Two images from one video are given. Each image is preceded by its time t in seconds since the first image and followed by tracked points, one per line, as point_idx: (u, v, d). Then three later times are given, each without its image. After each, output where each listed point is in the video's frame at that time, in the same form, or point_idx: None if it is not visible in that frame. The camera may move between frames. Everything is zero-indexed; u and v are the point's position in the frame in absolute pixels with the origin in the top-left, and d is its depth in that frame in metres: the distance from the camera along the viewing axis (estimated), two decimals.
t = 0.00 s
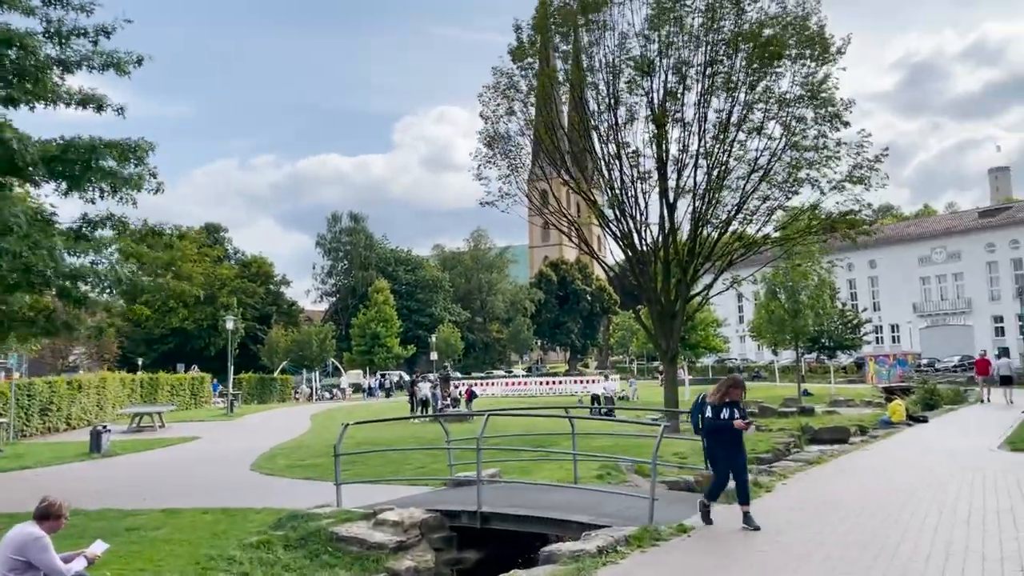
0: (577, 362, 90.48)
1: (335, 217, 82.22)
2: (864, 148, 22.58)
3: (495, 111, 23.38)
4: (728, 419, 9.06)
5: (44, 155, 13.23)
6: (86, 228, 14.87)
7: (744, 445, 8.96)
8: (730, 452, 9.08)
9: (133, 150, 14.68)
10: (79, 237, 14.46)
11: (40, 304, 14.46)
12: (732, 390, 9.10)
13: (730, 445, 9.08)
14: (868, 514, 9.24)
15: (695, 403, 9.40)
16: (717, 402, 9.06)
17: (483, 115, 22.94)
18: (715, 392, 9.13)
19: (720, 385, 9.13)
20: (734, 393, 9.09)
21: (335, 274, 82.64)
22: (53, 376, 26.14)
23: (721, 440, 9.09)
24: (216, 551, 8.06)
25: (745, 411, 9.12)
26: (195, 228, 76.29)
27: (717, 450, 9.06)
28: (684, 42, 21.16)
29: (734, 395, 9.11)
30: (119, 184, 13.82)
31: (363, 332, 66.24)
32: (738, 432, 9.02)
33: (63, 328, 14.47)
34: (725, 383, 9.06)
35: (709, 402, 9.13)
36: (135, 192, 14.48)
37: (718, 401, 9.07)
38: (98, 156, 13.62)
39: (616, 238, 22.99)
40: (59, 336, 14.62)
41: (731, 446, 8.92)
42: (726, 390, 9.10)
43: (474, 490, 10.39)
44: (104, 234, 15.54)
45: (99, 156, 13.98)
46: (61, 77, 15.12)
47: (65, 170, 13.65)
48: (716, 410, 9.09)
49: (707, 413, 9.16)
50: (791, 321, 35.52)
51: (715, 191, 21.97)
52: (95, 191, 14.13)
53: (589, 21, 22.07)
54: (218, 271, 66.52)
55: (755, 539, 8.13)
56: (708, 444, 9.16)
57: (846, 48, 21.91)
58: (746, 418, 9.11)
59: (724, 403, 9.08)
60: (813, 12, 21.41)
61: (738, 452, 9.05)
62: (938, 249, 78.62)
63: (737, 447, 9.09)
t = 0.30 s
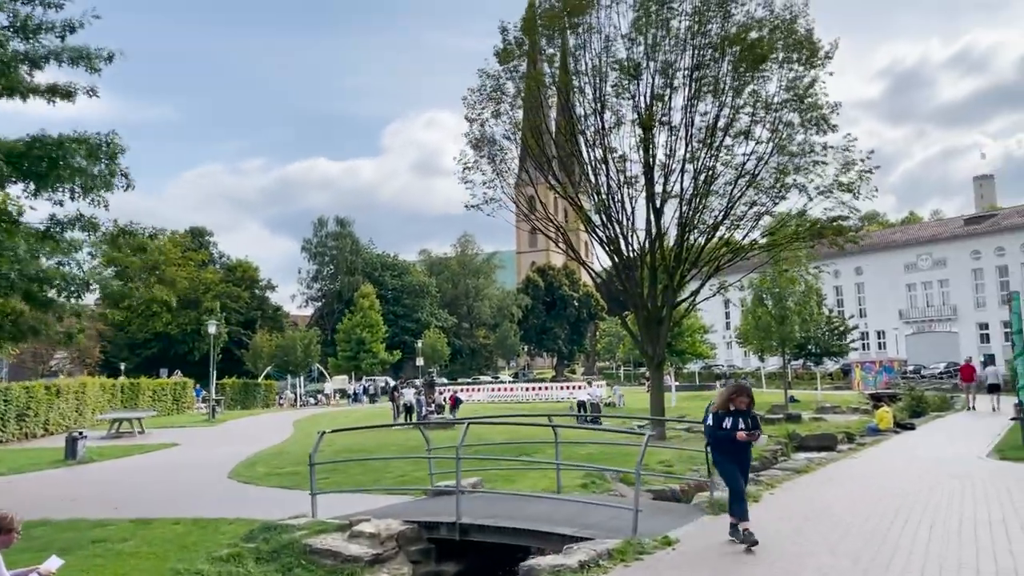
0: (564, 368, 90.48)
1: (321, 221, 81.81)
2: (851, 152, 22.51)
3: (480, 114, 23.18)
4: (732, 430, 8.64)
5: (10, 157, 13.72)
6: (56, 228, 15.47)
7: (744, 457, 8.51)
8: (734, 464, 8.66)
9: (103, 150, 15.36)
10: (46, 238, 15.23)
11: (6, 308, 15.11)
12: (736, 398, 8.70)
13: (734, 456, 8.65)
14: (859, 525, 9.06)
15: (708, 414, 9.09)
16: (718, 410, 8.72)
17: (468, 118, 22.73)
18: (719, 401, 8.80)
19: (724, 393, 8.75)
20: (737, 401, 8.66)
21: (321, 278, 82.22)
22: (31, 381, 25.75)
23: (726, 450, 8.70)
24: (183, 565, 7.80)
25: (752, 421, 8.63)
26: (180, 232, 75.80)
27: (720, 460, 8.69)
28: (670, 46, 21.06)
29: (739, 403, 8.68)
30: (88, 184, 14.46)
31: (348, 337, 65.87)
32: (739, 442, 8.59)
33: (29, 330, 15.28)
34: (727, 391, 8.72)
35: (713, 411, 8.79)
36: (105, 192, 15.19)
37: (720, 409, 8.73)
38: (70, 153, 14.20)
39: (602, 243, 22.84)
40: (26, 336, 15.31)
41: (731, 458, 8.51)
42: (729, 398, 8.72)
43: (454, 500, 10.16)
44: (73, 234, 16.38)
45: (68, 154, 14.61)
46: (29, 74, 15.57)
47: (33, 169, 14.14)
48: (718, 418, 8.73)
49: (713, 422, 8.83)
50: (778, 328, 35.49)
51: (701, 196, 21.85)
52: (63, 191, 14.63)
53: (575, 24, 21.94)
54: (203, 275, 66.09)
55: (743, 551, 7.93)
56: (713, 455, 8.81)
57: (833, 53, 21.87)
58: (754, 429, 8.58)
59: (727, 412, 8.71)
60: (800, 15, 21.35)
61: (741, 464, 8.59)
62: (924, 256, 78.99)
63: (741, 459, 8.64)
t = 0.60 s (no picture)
0: (556, 374, 90.29)
1: (313, 226, 81.50)
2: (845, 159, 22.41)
3: (472, 116, 22.98)
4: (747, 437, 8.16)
5: None
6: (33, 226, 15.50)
7: (760, 468, 8.08)
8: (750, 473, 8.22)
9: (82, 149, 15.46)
10: (26, 240, 15.37)
11: None
12: (749, 403, 8.28)
13: (750, 466, 8.21)
14: (858, 536, 8.85)
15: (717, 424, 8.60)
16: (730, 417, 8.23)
17: (460, 121, 22.55)
18: (732, 407, 8.34)
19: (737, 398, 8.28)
20: (752, 407, 8.22)
21: (313, 284, 81.88)
22: (16, 386, 25.43)
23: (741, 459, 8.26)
24: None
25: (767, 429, 8.19)
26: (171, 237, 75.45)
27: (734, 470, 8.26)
28: (664, 50, 20.94)
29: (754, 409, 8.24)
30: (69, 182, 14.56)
31: (340, 342, 65.51)
32: (756, 451, 8.12)
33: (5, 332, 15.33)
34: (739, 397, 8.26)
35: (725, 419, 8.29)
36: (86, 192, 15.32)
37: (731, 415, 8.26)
38: (52, 151, 14.29)
39: (595, 248, 22.68)
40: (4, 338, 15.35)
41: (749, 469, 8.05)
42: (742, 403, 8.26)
43: (442, 509, 9.94)
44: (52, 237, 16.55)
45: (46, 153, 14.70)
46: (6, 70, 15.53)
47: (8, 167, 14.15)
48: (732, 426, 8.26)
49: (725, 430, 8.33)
50: (771, 335, 35.42)
51: (695, 201, 21.71)
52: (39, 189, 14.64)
53: (568, 27, 21.81)
54: (195, 280, 65.70)
55: (738, 562, 7.74)
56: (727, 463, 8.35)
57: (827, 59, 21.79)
58: (771, 435, 8.15)
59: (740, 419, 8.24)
60: (794, 20, 21.27)
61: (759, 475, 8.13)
62: (916, 264, 79.10)
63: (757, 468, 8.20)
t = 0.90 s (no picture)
0: (550, 384, 89.97)
1: (306, 235, 81.16)
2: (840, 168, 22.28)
3: (466, 124, 22.79)
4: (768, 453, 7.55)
5: None
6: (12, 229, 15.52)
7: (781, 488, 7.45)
8: (769, 492, 7.62)
9: (59, 150, 15.52)
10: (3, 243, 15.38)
11: None
12: (771, 417, 7.62)
13: (768, 485, 7.59)
14: (862, 553, 8.57)
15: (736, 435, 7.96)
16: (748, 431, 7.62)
17: (454, 128, 22.35)
18: (752, 420, 7.68)
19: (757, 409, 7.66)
20: (773, 422, 7.59)
21: (306, 293, 81.45)
22: (2, 395, 25.08)
23: (759, 475, 7.66)
24: None
25: (789, 444, 7.54)
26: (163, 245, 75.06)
27: (751, 486, 7.67)
28: (659, 57, 20.80)
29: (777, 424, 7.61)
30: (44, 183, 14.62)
31: (332, 352, 65.10)
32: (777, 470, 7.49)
33: None
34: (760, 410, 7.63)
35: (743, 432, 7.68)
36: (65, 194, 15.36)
37: (749, 428, 7.64)
38: (27, 153, 14.35)
39: (590, 258, 22.48)
40: None
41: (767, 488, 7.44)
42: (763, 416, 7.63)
43: (431, 524, 9.67)
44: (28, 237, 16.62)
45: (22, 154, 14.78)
46: None
47: None
48: (750, 440, 7.63)
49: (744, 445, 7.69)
50: (767, 345, 35.26)
51: (691, 210, 21.53)
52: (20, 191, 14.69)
53: (563, 34, 21.67)
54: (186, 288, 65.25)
55: None
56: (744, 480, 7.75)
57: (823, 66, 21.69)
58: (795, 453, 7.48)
59: (761, 433, 7.61)
60: (790, 27, 21.16)
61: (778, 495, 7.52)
62: (910, 275, 79.12)
63: (776, 488, 7.58)
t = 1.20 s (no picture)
0: (548, 394, 89.95)
1: (304, 244, 81.15)
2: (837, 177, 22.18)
3: (461, 131, 22.70)
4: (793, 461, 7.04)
5: None
6: None
7: (808, 498, 6.93)
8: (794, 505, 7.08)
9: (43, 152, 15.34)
10: None
11: None
12: (798, 422, 7.18)
13: (795, 496, 7.04)
14: (864, 567, 8.38)
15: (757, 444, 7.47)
16: (772, 436, 7.15)
17: (449, 135, 22.25)
18: (776, 424, 7.22)
19: (782, 414, 7.24)
20: (800, 427, 7.13)
21: (302, 302, 81.32)
22: None
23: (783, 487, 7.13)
24: None
25: (818, 453, 7.06)
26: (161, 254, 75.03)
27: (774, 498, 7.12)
28: (655, 64, 20.75)
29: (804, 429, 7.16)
30: (31, 183, 14.72)
31: (328, 361, 64.93)
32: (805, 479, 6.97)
33: None
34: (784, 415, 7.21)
35: (767, 438, 7.20)
36: (46, 196, 15.13)
37: (773, 434, 7.18)
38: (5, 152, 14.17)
39: (585, 266, 22.38)
40: None
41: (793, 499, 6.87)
42: (788, 421, 7.19)
43: (420, 536, 9.51)
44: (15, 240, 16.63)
45: (5, 155, 14.85)
46: None
47: None
48: (774, 446, 7.15)
49: (766, 452, 7.19)
50: (764, 355, 35.21)
51: (687, 218, 21.45)
52: None
53: (558, 41, 21.63)
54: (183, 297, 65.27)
55: None
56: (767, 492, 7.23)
57: (819, 74, 21.66)
58: (825, 462, 6.99)
59: (786, 440, 7.13)
60: (786, 35, 21.12)
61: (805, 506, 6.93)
62: (907, 285, 79.12)
63: (803, 500, 7.04)
